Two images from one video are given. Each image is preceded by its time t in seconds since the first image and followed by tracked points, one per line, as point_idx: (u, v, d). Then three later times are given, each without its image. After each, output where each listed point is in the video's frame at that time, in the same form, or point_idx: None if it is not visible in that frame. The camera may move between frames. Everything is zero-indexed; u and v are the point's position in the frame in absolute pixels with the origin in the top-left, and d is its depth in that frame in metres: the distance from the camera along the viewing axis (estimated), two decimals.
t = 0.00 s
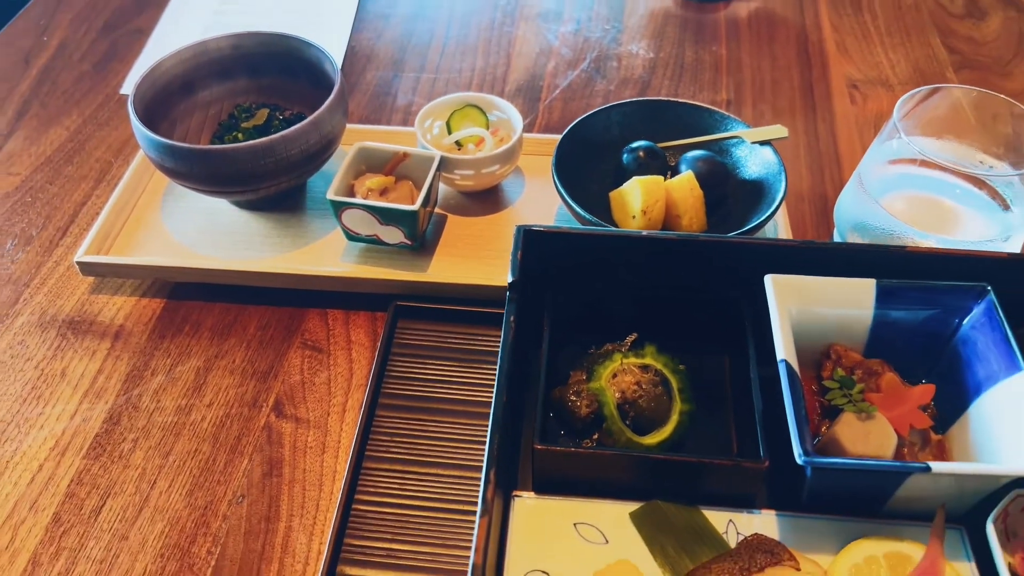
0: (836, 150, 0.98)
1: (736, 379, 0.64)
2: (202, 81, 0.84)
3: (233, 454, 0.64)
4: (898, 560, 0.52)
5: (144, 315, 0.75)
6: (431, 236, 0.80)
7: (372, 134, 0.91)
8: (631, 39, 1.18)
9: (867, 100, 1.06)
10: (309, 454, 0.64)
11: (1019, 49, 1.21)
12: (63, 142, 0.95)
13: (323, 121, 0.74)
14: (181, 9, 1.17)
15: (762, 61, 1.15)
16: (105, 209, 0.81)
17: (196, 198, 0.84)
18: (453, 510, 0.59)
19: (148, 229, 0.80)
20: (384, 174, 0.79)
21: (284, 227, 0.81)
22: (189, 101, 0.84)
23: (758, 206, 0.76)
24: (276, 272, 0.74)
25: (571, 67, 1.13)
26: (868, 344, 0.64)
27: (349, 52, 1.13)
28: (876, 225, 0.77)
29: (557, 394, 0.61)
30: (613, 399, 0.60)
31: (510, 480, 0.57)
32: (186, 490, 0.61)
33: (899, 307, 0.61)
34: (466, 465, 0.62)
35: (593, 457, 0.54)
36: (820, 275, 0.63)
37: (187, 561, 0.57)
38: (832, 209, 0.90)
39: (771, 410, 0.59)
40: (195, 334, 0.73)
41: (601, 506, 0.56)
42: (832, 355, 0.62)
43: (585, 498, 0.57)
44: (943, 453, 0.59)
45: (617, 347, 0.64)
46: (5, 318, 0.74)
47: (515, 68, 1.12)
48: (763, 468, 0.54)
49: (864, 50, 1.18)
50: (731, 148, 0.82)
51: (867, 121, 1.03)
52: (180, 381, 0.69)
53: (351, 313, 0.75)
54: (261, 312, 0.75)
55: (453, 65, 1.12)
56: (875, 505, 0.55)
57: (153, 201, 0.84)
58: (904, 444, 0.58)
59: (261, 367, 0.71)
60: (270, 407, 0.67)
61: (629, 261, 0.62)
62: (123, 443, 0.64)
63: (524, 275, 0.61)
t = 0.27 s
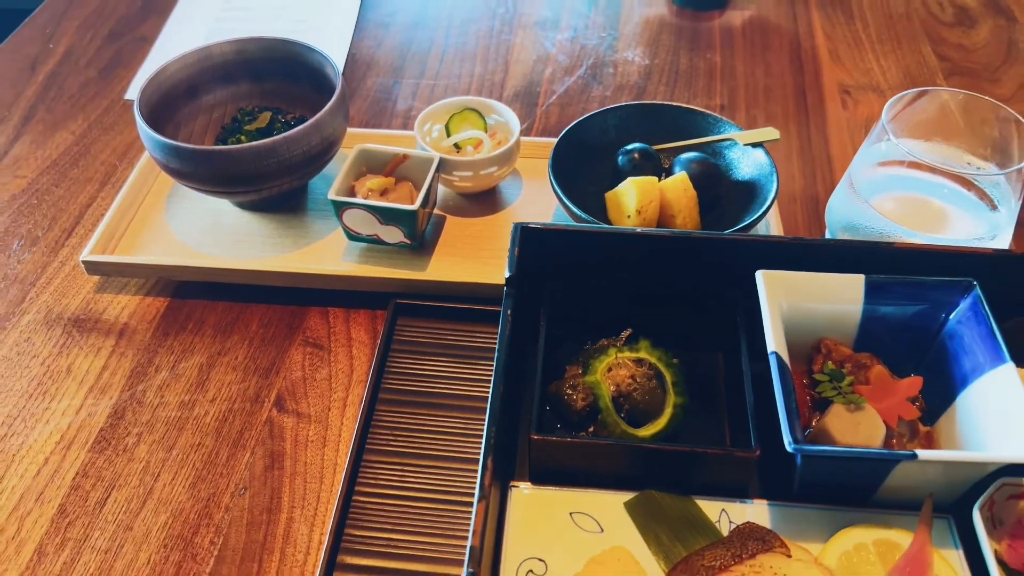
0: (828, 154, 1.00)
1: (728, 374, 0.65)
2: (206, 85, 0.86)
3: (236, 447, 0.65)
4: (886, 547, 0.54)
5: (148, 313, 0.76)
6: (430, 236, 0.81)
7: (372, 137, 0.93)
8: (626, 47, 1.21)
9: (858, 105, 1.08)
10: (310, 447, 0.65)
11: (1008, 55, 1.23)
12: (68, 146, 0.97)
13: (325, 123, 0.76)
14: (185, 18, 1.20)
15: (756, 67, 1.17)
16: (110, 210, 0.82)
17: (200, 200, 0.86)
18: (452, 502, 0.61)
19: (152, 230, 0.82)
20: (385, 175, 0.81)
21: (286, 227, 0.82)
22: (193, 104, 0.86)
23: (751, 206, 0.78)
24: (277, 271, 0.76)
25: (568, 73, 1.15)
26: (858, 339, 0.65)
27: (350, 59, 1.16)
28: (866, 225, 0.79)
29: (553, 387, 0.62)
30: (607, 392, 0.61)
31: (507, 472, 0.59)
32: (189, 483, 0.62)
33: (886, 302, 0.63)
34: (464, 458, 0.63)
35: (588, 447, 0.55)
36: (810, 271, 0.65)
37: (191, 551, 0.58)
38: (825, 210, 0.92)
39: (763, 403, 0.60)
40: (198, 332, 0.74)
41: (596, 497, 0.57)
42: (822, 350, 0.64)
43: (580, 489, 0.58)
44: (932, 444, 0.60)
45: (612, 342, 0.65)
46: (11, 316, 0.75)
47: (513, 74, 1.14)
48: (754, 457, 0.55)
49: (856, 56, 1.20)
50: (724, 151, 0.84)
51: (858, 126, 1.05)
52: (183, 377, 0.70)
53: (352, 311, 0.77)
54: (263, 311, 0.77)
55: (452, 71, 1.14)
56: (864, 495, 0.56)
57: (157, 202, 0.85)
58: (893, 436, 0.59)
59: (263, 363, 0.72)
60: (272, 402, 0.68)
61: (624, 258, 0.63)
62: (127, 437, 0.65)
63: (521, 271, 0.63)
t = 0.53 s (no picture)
0: (818, 158, 1.02)
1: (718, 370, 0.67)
2: (206, 90, 0.88)
3: (234, 443, 0.66)
4: (871, 536, 0.55)
5: (148, 313, 0.77)
6: (426, 237, 0.83)
7: (370, 142, 0.95)
8: (619, 55, 1.23)
9: (847, 111, 1.11)
10: (307, 443, 0.66)
11: (995, 63, 1.25)
12: (70, 151, 0.98)
13: (322, 126, 0.78)
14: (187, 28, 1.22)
15: (747, 74, 1.19)
16: (111, 213, 0.84)
17: (200, 203, 0.87)
18: (446, 495, 0.62)
19: (152, 232, 0.83)
20: (381, 178, 0.82)
21: (285, 229, 0.84)
22: (193, 109, 0.87)
23: (741, 208, 0.80)
24: (276, 272, 0.77)
25: (562, 80, 1.17)
26: (844, 336, 0.67)
27: (349, 68, 1.18)
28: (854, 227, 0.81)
29: (546, 384, 0.64)
30: (599, 386, 0.62)
31: (500, 465, 0.60)
32: (188, 478, 0.63)
33: (872, 299, 0.64)
34: (458, 453, 0.65)
35: (579, 440, 0.56)
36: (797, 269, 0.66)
37: (189, 544, 0.59)
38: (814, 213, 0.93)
39: (751, 397, 0.61)
40: (197, 331, 0.76)
41: (587, 489, 0.59)
42: (810, 345, 0.65)
43: (572, 481, 0.59)
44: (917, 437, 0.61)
45: (604, 339, 0.67)
46: (14, 316, 0.76)
47: (508, 82, 1.16)
48: (742, 449, 0.56)
49: (845, 64, 1.23)
50: (714, 154, 0.86)
51: (847, 131, 1.07)
52: (182, 375, 0.72)
53: (349, 311, 0.78)
54: (262, 311, 0.78)
55: (448, 79, 1.16)
56: (849, 487, 0.58)
57: (158, 205, 0.87)
58: (879, 429, 0.61)
59: (261, 361, 0.73)
60: (270, 399, 0.70)
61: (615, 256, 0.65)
62: (127, 433, 0.66)
63: (514, 269, 0.64)
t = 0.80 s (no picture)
0: (802, 158, 1.04)
1: (701, 357, 0.68)
2: (204, 90, 0.90)
3: (229, 429, 0.67)
4: (848, 513, 0.56)
5: (146, 306, 0.79)
6: (418, 233, 0.85)
7: (364, 142, 0.97)
8: (608, 61, 1.26)
9: (831, 113, 1.13)
10: (300, 429, 0.68)
11: (975, 68, 1.29)
12: (70, 152, 1.01)
13: (317, 123, 0.80)
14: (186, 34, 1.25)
15: (733, 79, 1.22)
16: (110, 210, 0.86)
17: (197, 200, 0.89)
18: (436, 478, 0.63)
19: (150, 228, 0.85)
20: (375, 175, 0.85)
21: (280, 225, 0.86)
22: (191, 109, 0.90)
23: (725, 203, 0.82)
24: (271, 265, 0.79)
25: (553, 85, 1.20)
26: (823, 323, 0.69)
27: (343, 73, 1.21)
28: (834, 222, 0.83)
29: (533, 370, 0.65)
30: (584, 371, 0.64)
31: (488, 446, 0.61)
32: (183, 462, 0.65)
33: (848, 287, 0.66)
34: (448, 438, 0.66)
35: (564, 420, 0.58)
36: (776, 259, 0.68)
37: (184, 525, 0.60)
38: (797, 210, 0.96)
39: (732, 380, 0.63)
40: (194, 323, 0.77)
41: (572, 469, 0.60)
42: (789, 332, 0.67)
43: (558, 462, 0.61)
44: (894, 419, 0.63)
45: (589, 327, 0.69)
46: (14, 308, 0.78)
47: (500, 86, 1.19)
48: (723, 429, 0.58)
49: (829, 68, 1.26)
50: (699, 152, 0.89)
51: (831, 132, 1.09)
52: (179, 365, 0.73)
53: (342, 304, 0.80)
54: (257, 304, 0.80)
55: (441, 83, 1.19)
56: (828, 466, 0.59)
57: (156, 203, 0.89)
58: (857, 411, 0.62)
59: (256, 352, 0.75)
60: (264, 387, 0.71)
61: (600, 246, 0.67)
62: (124, 420, 0.68)
63: (502, 258, 0.66)
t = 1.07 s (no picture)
0: (791, 159, 1.06)
1: (691, 347, 0.70)
2: (205, 92, 0.92)
3: (228, 420, 0.68)
4: (836, 496, 0.58)
5: (147, 302, 0.80)
6: (415, 231, 0.86)
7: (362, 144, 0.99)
8: (602, 66, 1.29)
9: (821, 116, 1.16)
10: (298, 419, 0.69)
11: (962, 72, 1.31)
12: (73, 154, 1.02)
13: (315, 122, 0.82)
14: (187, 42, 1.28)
15: (724, 83, 1.24)
16: (112, 209, 0.87)
17: (198, 200, 0.91)
18: (432, 466, 0.64)
19: (151, 226, 0.87)
20: (372, 173, 0.86)
21: (279, 223, 0.87)
22: (192, 110, 0.92)
23: (716, 199, 0.84)
24: (272, 260, 0.81)
25: (547, 89, 1.22)
26: (811, 314, 0.70)
27: (342, 79, 1.23)
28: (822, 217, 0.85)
29: (528, 361, 0.67)
30: (578, 361, 0.65)
31: (482, 434, 0.63)
32: (184, 451, 0.66)
33: (834, 279, 0.68)
34: (443, 428, 0.67)
35: (557, 407, 0.59)
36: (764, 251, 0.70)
37: (184, 512, 0.61)
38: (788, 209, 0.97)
39: (721, 368, 0.65)
40: (194, 319, 0.79)
41: (566, 455, 0.62)
42: (778, 323, 0.68)
43: (551, 449, 0.62)
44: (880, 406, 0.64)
45: (582, 319, 0.70)
46: (17, 304, 0.79)
47: (496, 90, 1.22)
48: (713, 415, 0.59)
49: (818, 73, 1.28)
50: (690, 151, 0.91)
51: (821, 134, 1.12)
52: (179, 358, 0.74)
53: (341, 300, 0.81)
54: (257, 300, 0.81)
55: (438, 88, 1.22)
56: (816, 451, 0.60)
57: (157, 202, 0.90)
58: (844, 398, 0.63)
59: (255, 345, 0.76)
60: (263, 379, 0.72)
61: (592, 239, 0.68)
62: (125, 411, 0.69)
63: (496, 251, 0.67)
